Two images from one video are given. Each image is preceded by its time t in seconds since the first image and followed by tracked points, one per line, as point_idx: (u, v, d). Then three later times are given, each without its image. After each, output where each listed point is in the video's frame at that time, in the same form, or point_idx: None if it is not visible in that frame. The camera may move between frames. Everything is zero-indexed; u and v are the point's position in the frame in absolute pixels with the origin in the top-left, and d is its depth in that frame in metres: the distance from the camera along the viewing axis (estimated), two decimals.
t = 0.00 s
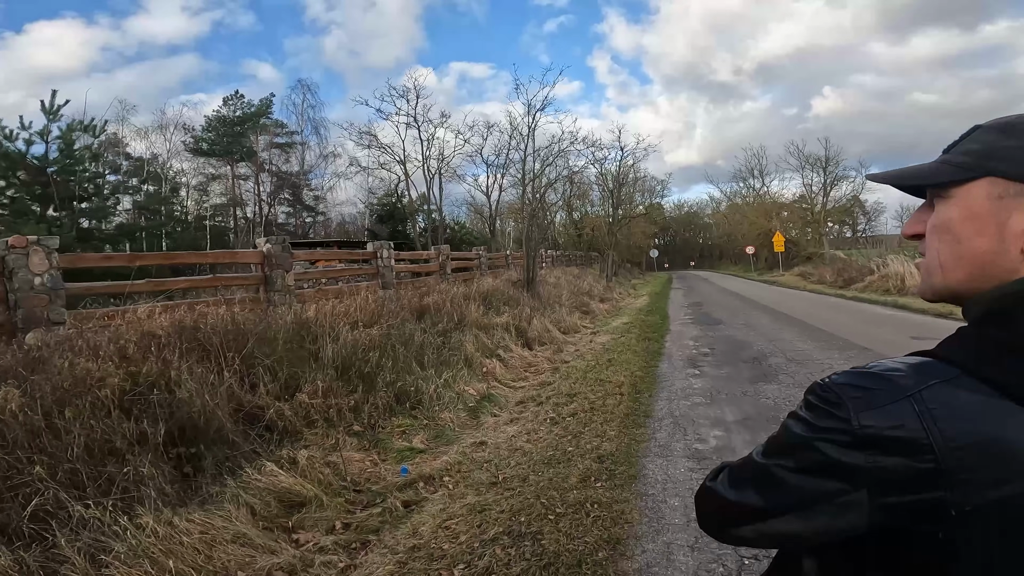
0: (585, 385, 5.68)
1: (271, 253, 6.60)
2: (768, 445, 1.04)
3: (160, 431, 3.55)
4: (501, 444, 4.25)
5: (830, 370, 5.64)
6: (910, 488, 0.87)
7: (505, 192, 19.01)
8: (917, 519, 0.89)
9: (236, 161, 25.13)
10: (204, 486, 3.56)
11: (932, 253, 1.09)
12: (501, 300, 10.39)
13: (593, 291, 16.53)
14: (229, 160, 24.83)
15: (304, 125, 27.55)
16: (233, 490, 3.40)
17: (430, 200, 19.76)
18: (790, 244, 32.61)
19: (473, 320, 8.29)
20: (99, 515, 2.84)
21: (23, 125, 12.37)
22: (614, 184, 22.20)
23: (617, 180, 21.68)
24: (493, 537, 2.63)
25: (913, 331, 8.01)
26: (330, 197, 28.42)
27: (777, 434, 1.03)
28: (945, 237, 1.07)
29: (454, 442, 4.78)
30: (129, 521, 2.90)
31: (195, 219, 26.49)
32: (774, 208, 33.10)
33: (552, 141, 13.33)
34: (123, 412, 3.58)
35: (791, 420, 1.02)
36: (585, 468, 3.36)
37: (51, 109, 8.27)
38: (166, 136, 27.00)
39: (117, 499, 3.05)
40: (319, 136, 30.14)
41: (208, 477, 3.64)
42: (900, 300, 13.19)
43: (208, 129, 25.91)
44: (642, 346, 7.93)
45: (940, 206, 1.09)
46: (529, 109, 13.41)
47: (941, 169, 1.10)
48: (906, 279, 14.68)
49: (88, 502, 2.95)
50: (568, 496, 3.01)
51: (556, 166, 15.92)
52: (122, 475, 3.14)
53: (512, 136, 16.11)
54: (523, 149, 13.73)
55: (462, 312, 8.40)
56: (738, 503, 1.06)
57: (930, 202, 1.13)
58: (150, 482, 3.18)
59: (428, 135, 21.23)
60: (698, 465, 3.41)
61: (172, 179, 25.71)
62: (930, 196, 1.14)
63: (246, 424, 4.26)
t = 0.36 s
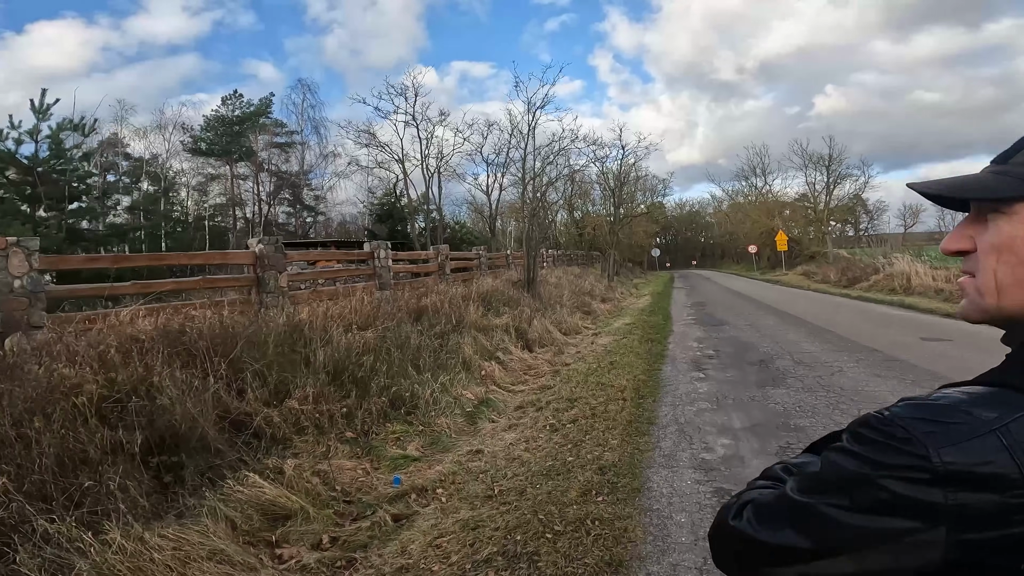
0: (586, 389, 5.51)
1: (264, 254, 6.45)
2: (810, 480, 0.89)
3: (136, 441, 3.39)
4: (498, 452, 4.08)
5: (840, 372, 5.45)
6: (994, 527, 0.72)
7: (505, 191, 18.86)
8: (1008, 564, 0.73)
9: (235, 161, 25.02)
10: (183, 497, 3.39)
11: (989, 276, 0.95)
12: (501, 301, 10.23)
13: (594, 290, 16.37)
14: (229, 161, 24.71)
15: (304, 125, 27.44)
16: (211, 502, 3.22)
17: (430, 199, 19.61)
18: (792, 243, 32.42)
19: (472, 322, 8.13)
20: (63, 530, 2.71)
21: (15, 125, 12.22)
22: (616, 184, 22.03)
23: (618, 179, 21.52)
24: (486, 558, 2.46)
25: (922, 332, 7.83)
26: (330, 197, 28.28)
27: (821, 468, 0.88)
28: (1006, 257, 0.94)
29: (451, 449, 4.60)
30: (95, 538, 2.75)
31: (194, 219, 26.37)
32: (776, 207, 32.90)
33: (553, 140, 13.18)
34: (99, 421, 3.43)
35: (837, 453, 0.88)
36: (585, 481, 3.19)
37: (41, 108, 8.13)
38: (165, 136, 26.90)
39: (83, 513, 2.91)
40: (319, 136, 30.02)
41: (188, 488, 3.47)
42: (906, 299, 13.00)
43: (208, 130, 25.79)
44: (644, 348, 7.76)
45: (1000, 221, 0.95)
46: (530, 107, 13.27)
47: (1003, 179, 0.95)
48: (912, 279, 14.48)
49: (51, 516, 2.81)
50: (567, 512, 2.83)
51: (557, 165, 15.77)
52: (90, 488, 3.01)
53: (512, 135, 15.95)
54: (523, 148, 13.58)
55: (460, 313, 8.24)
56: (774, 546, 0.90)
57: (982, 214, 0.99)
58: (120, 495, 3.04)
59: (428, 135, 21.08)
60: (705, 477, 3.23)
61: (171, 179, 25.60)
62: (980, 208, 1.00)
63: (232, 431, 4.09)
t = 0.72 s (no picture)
0: (583, 392, 5.35)
1: (254, 253, 6.35)
2: (937, 519, 0.81)
3: (108, 447, 3.28)
4: (490, 459, 3.92)
5: (848, 374, 5.27)
6: None
7: (506, 190, 18.71)
8: None
9: (235, 160, 24.90)
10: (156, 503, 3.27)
11: None
12: (500, 300, 10.06)
13: (596, 289, 16.18)
14: (228, 160, 24.59)
15: (304, 125, 27.33)
16: (181, 512, 3.08)
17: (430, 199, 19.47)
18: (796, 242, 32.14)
19: (469, 322, 7.98)
20: (16, 538, 2.60)
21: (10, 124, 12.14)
22: (618, 182, 21.85)
23: (620, 178, 21.33)
24: None
25: (931, 332, 7.63)
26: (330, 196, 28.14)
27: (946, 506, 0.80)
28: None
29: (442, 455, 4.44)
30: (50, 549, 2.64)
31: (194, 218, 26.27)
32: (780, 206, 32.58)
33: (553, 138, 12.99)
34: (69, 426, 3.32)
35: (967, 485, 0.80)
36: (576, 492, 3.05)
37: (30, 105, 8.00)
38: (165, 136, 26.84)
39: (42, 522, 2.81)
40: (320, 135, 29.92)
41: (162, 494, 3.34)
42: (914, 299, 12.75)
43: (208, 129, 25.71)
44: (645, 349, 7.58)
45: None
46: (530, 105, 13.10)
47: None
48: (920, 278, 14.22)
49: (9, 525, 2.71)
50: (555, 528, 2.68)
51: (558, 163, 15.59)
52: (52, 495, 2.91)
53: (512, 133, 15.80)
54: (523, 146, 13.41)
55: (457, 313, 8.09)
56: None
57: None
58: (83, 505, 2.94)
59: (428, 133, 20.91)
60: (706, 487, 3.06)
61: (171, 179, 25.51)
62: None
63: (213, 435, 3.96)
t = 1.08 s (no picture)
0: (579, 397, 5.20)
1: (244, 254, 6.29)
2: None
3: (75, 454, 3.13)
4: (479, 468, 3.76)
5: (855, 379, 5.07)
6: None
7: (507, 189, 18.56)
8: None
9: (237, 160, 24.85)
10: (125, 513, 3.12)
11: None
12: (499, 300, 9.90)
13: (599, 289, 16.00)
14: (230, 159, 24.54)
15: (307, 124, 27.26)
16: (146, 525, 2.93)
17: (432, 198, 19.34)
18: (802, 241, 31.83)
19: (466, 322, 7.83)
20: None
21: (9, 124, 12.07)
22: (622, 181, 21.66)
23: (624, 177, 21.12)
24: None
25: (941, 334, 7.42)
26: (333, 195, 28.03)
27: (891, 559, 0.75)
28: None
29: (432, 462, 4.28)
30: None
31: (196, 218, 26.24)
32: (786, 204, 32.23)
33: (555, 136, 12.82)
34: (36, 432, 3.16)
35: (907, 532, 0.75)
36: (564, 509, 2.88)
37: (22, 104, 7.91)
38: (168, 135, 26.83)
39: None
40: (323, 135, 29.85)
41: (130, 505, 3.18)
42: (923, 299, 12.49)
43: (210, 129, 25.67)
44: (646, 351, 7.41)
45: None
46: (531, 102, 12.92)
47: None
48: (929, 278, 13.93)
49: None
50: (540, 548, 2.53)
51: (560, 162, 15.42)
52: (9, 505, 2.78)
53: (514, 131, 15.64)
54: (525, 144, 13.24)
55: (455, 314, 7.94)
56: None
57: (1014, 194, 0.90)
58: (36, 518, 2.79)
59: (430, 132, 20.75)
60: (703, 501, 2.89)
61: (174, 179, 25.50)
62: (1008, 188, 0.91)
63: (192, 441, 3.81)
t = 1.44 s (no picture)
0: (583, 401, 5.08)
1: (245, 254, 6.24)
2: None
3: (62, 460, 3.04)
4: (480, 476, 3.64)
5: (868, 382, 4.93)
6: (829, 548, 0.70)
7: (514, 189, 18.44)
8: None
9: (244, 160, 24.84)
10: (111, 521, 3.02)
11: (884, 293, 0.92)
12: (505, 301, 9.79)
13: (606, 289, 15.83)
14: (237, 159, 24.53)
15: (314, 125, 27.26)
16: (131, 535, 2.82)
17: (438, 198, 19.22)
18: (812, 240, 31.45)
19: (470, 323, 7.73)
20: None
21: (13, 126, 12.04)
22: (629, 180, 21.48)
23: (632, 176, 20.95)
24: None
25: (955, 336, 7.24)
26: (340, 195, 27.97)
27: None
28: (903, 271, 0.91)
29: (433, 469, 4.17)
30: None
31: (204, 219, 26.25)
32: (796, 204, 31.81)
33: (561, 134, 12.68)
34: (24, 437, 3.08)
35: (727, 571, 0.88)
36: (566, 522, 2.75)
37: (24, 104, 7.87)
38: (176, 136, 26.89)
39: None
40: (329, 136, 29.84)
41: (118, 512, 3.09)
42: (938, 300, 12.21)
43: (218, 129, 25.68)
44: (653, 353, 7.27)
45: (899, 230, 0.91)
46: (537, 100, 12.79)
47: (911, 180, 0.89)
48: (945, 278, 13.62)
49: None
50: (539, 565, 2.42)
51: (567, 161, 15.26)
52: None
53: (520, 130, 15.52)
54: (530, 143, 13.12)
55: (459, 315, 7.84)
56: None
57: (882, 223, 0.95)
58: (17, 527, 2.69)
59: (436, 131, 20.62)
60: (711, 513, 2.76)
61: (182, 179, 25.53)
62: (879, 215, 0.96)
63: (186, 446, 3.72)
